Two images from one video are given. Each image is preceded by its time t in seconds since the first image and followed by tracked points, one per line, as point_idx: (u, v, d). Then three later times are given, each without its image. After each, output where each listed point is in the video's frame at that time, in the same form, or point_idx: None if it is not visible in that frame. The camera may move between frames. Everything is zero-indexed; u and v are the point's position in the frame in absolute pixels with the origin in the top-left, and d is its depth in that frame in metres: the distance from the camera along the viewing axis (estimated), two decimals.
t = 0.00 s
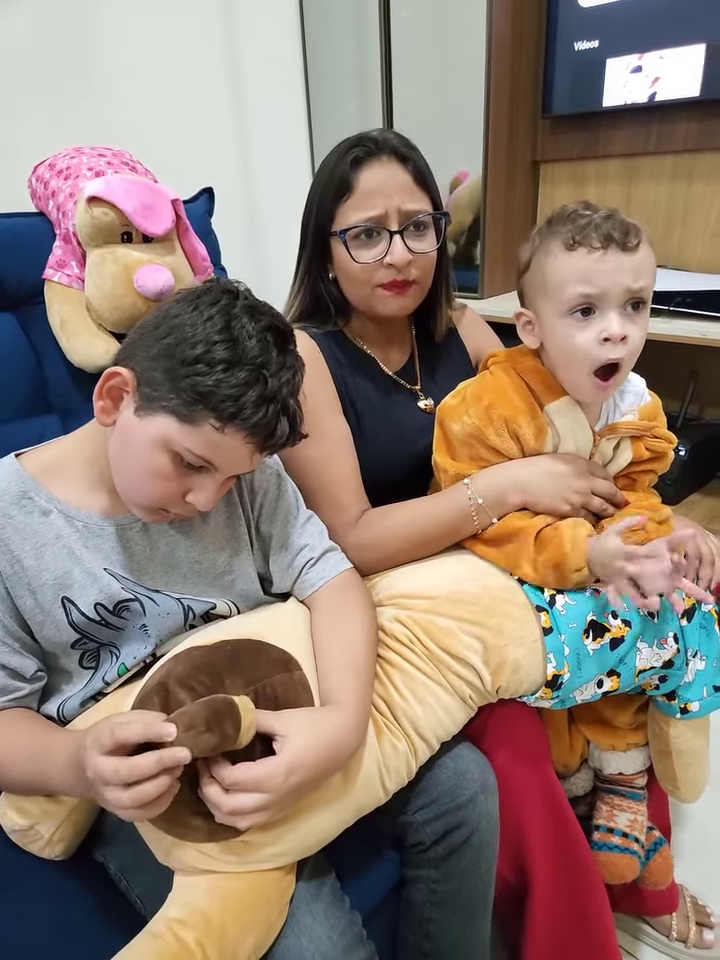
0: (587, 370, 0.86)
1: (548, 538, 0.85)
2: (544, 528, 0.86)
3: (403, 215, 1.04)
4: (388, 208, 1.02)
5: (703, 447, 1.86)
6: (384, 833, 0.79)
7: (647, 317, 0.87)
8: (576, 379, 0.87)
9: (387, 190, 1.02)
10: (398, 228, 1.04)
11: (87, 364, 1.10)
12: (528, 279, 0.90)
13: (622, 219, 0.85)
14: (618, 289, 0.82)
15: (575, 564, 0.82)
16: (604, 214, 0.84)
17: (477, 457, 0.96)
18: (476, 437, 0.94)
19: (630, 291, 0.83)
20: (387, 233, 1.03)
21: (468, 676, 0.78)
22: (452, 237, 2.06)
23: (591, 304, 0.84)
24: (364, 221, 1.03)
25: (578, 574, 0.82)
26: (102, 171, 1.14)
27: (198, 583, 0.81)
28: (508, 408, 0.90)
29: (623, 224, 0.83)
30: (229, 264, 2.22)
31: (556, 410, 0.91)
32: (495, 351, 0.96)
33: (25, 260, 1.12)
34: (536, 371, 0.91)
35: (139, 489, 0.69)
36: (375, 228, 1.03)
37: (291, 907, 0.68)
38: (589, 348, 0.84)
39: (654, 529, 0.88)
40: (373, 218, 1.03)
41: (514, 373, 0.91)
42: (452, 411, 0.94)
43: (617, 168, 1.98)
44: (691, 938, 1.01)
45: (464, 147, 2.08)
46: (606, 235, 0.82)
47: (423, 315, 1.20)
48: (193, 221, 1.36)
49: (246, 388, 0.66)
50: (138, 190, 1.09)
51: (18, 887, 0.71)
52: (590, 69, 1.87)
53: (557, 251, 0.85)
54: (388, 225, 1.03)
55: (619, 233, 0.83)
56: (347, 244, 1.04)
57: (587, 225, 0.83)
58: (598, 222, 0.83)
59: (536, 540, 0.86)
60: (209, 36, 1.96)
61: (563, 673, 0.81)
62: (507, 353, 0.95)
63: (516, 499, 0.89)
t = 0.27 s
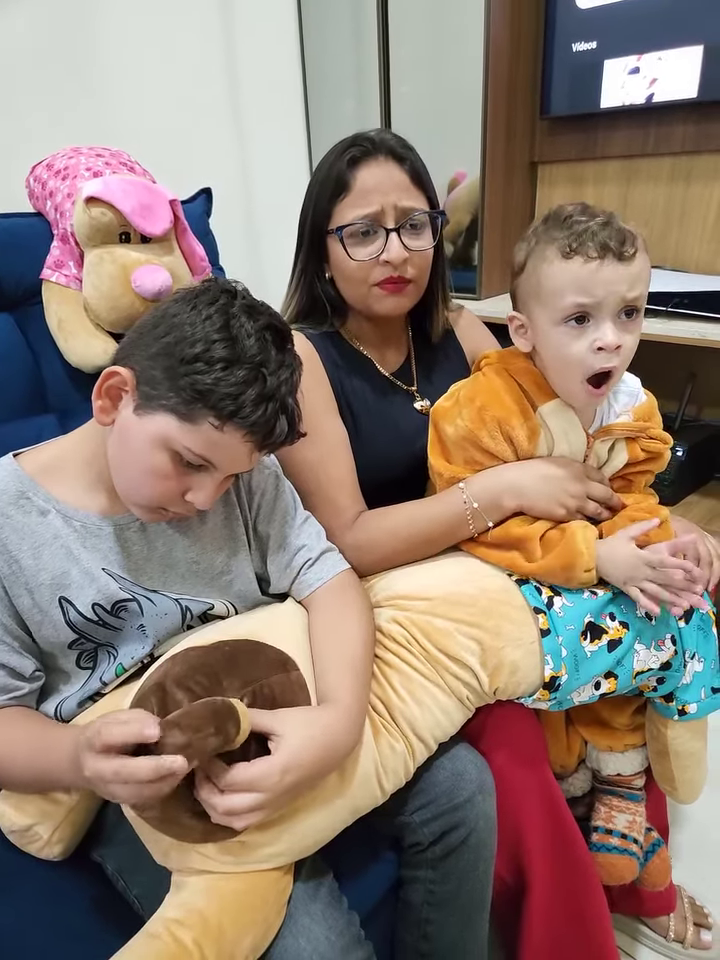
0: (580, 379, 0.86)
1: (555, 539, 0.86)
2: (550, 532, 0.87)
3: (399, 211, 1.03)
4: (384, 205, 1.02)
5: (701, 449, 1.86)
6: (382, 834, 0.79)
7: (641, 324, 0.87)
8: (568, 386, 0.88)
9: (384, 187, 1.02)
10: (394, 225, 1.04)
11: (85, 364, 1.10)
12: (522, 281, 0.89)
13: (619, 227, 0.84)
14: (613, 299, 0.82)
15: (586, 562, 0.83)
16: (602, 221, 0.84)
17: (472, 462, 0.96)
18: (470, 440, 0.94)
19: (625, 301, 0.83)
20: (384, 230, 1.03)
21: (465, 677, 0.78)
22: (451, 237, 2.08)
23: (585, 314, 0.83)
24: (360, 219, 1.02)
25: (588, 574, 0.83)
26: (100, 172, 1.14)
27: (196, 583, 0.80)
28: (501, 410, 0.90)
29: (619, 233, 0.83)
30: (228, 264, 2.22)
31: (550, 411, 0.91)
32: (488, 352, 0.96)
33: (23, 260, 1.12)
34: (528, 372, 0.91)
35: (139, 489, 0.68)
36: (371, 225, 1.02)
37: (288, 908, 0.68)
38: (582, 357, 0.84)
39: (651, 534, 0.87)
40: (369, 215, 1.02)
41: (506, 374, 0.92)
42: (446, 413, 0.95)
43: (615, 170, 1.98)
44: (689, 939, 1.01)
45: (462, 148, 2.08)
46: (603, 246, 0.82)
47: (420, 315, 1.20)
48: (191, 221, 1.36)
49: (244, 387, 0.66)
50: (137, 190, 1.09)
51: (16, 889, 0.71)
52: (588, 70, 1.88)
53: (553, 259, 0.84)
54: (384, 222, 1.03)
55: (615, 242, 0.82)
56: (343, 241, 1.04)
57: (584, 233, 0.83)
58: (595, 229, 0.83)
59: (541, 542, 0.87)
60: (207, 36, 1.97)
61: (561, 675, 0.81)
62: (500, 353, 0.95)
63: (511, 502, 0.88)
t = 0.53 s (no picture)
0: (582, 389, 0.85)
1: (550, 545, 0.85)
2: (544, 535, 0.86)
3: (397, 206, 1.04)
4: (382, 199, 1.02)
5: (700, 450, 1.86)
6: (380, 835, 0.79)
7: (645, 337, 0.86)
8: (569, 396, 0.87)
9: (382, 184, 1.03)
10: (391, 220, 1.04)
11: (85, 365, 1.10)
12: (527, 289, 0.88)
13: (628, 239, 0.83)
14: (620, 312, 0.81)
15: (580, 569, 0.82)
16: (611, 232, 0.82)
17: (470, 465, 0.96)
18: (470, 444, 0.94)
19: (631, 315, 0.82)
20: (381, 224, 1.03)
21: (463, 678, 0.78)
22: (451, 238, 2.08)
23: (592, 325, 0.83)
24: (358, 212, 1.03)
25: (582, 581, 0.83)
26: (100, 172, 1.14)
27: (196, 584, 0.80)
28: (500, 415, 0.90)
29: (629, 246, 0.82)
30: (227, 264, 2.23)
31: (550, 417, 0.90)
32: (488, 356, 0.96)
33: (23, 261, 1.12)
34: (528, 378, 0.91)
35: (139, 489, 0.68)
36: (368, 218, 1.03)
37: (286, 909, 0.68)
38: (586, 369, 0.83)
39: (650, 536, 0.87)
40: (367, 209, 1.03)
41: (506, 378, 0.91)
42: (445, 416, 0.94)
43: (615, 171, 1.98)
44: (687, 941, 1.01)
45: (463, 148, 2.08)
46: (612, 258, 0.81)
47: (420, 316, 1.21)
48: (191, 222, 1.36)
49: (246, 387, 0.66)
50: (136, 190, 1.09)
51: (15, 890, 0.71)
52: (587, 72, 1.88)
53: (561, 268, 0.83)
54: (382, 216, 1.03)
55: (625, 254, 0.81)
56: (340, 234, 1.04)
57: (594, 243, 0.81)
58: (605, 241, 0.82)
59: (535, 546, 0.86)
60: (207, 37, 1.97)
61: (558, 678, 0.81)
62: (500, 359, 0.94)
63: (510, 507, 0.88)
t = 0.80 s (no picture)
0: (577, 396, 0.85)
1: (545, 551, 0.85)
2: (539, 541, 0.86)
3: (396, 197, 1.04)
4: (382, 190, 1.03)
5: (699, 451, 1.86)
6: (379, 837, 0.79)
7: (643, 345, 0.85)
8: (564, 402, 0.86)
9: (380, 176, 1.04)
10: (390, 211, 1.04)
11: (83, 366, 1.10)
12: (527, 294, 0.87)
13: (628, 246, 0.81)
14: (616, 319, 0.80)
15: (575, 576, 0.82)
16: (610, 238, 0.81)
17: (469, 470, 0.95)
18: (469, 449, 0.93)
19: (627, 323, 0.81)
20: (380, 214, 1.03)
21: (463, 680, 0.78)
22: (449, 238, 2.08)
23: (587, 332, 0.82)
24: (357, 202, 1.03)
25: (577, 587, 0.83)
26: (99, 173, 1.14)
27: (196, 585, 0.80)
28: (500, 420, 0.89)
29: (628, 253, 0.80)
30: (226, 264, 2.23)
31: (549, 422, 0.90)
32: (489, 362, 0.95)
33: (21, 261, 1.12)
34: (528, 383, 0.90)
35: (140, 489, 0.68)
36: (367, 208, 1.03)
37: (285, 911, 0.68)
38: (580, 375, 0.83)
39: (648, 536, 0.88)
40: (366, 199, 1.03)
41: (506, 382, 0.91)
42: (444, 421, 0.94)
43: (613, 172, 1.98)
44: (686, 942, 1.01)
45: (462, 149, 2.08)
46: (609, 265, 0.79)
47: (419, 315, 1.21)
48: (190, 222, 1.36)
49: (246, 387, 0.66)
50: (135, 191, 1.09)
51: (14, 892, 0.71)
52: (586, 73, 1.88)
53: (558, 274, 0.82)
54: (381, 207, 1.04)
55: (623, 261, 0.80)
56: (339, 224, 1.04)
57: (592, 249, 0.80)
58: (603, 247, 0.80)
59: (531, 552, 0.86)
60: (205, 38, 1.97)
61: (558, 680, 0.81)
62: (501, 366, 0.94)
63: (509, 511, 0.88)
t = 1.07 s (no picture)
0: (575, 399, 0.84)
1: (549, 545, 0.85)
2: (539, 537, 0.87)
3: (393, 194, 1.05)
4: (379, 187, 1.04)
5: (697, 451, 1.86)
6: (378, 837, 0.79)
7: (645, 351, 0.84)
8: (563, 405, 0.86)
9: (377, 172, 1.04)
10: (388, 208, 1.04)
11: (81, 367, 1.10)
12: (530, 296, 0.86)
13: (635, 251, 0.80)
14: (619, 325, 0.79)
15: (583, 562, 0.83)
16: (617, 243, 0.80)
17: (468, 472, 0.95)
18: (469, 452, 0.93)
19: (630, 329, 0.80)
20: (377, 211, 1.04)
21: (462, 680, 0.78)
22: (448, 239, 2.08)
23: (589, 336, 0.81)
24: (355, 198, 1.04)
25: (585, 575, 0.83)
26: (97, 174, 1.14)
27: (194, 584, 0.80)
28: (500, 424, 0.89)
29: (635, 258, 0.79)
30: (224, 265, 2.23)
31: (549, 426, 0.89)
32: (488, 363, 0.93)
33: (19, 262, 1.12)
34: (529, 386, 0.89)
35: (137, 488, 0.68)
36: (365, 204, 1.04)
37: (284, 912, 0.68)
38: (579, 380, 0.82)
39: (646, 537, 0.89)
40: (364, 195, 1.04)
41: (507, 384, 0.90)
42: (444, 422, 0.93)
43: (611, 172, 1.99)
44: (686, 941, 1.01)
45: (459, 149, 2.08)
46: (615, 270, 0.78)
47: (416, 314, 1.21)
48: (188, 223, 1.36)
49: (240, 381, 0.66)
50: (133, 191, 1.09)
51: (12, 894, 0.71)
52: (583, 73, 1.88)
53: (562, 277, 0.81)
54: (378, 203, 1.04)
55: (628, 267, 0.78)
56: (337, 220, 1.05)
57: (598, 254, 0.79)
58: (608, 252, 0.79)
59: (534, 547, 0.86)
60: (203, 39, 1.97)
61: (556, 679, 0.81)
62: (501, 366, 0.92)
63: (508, 514, 0.88)
